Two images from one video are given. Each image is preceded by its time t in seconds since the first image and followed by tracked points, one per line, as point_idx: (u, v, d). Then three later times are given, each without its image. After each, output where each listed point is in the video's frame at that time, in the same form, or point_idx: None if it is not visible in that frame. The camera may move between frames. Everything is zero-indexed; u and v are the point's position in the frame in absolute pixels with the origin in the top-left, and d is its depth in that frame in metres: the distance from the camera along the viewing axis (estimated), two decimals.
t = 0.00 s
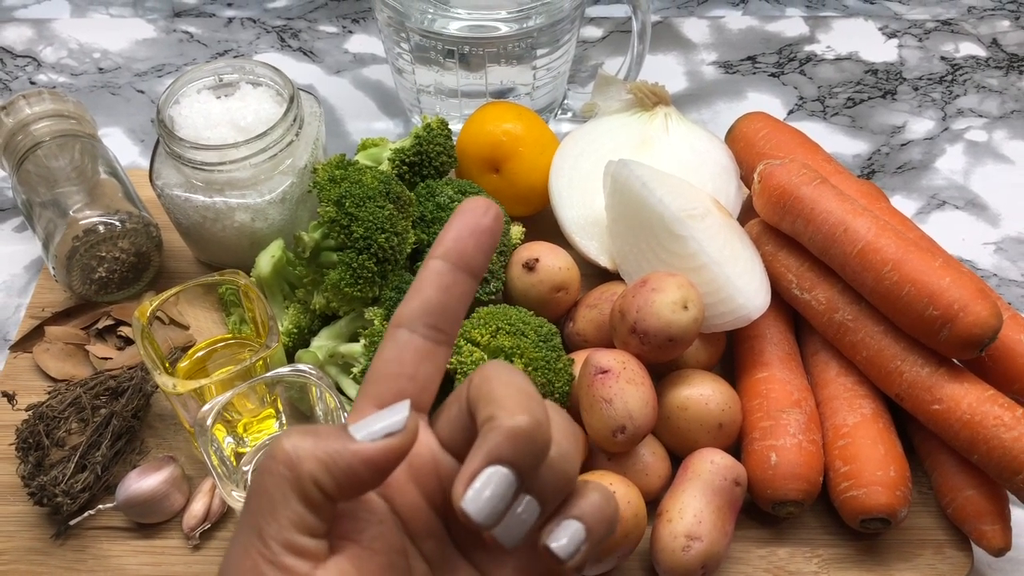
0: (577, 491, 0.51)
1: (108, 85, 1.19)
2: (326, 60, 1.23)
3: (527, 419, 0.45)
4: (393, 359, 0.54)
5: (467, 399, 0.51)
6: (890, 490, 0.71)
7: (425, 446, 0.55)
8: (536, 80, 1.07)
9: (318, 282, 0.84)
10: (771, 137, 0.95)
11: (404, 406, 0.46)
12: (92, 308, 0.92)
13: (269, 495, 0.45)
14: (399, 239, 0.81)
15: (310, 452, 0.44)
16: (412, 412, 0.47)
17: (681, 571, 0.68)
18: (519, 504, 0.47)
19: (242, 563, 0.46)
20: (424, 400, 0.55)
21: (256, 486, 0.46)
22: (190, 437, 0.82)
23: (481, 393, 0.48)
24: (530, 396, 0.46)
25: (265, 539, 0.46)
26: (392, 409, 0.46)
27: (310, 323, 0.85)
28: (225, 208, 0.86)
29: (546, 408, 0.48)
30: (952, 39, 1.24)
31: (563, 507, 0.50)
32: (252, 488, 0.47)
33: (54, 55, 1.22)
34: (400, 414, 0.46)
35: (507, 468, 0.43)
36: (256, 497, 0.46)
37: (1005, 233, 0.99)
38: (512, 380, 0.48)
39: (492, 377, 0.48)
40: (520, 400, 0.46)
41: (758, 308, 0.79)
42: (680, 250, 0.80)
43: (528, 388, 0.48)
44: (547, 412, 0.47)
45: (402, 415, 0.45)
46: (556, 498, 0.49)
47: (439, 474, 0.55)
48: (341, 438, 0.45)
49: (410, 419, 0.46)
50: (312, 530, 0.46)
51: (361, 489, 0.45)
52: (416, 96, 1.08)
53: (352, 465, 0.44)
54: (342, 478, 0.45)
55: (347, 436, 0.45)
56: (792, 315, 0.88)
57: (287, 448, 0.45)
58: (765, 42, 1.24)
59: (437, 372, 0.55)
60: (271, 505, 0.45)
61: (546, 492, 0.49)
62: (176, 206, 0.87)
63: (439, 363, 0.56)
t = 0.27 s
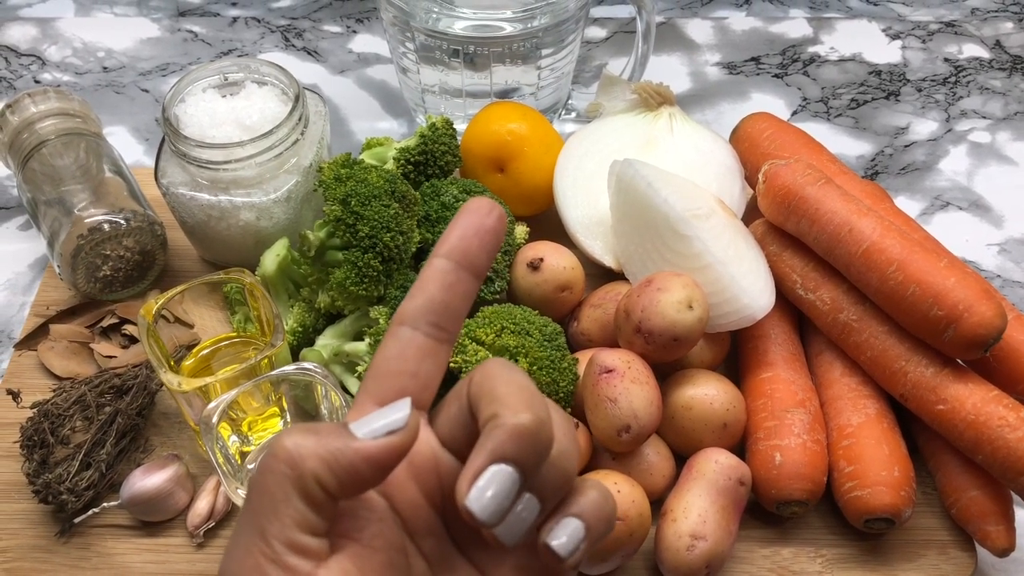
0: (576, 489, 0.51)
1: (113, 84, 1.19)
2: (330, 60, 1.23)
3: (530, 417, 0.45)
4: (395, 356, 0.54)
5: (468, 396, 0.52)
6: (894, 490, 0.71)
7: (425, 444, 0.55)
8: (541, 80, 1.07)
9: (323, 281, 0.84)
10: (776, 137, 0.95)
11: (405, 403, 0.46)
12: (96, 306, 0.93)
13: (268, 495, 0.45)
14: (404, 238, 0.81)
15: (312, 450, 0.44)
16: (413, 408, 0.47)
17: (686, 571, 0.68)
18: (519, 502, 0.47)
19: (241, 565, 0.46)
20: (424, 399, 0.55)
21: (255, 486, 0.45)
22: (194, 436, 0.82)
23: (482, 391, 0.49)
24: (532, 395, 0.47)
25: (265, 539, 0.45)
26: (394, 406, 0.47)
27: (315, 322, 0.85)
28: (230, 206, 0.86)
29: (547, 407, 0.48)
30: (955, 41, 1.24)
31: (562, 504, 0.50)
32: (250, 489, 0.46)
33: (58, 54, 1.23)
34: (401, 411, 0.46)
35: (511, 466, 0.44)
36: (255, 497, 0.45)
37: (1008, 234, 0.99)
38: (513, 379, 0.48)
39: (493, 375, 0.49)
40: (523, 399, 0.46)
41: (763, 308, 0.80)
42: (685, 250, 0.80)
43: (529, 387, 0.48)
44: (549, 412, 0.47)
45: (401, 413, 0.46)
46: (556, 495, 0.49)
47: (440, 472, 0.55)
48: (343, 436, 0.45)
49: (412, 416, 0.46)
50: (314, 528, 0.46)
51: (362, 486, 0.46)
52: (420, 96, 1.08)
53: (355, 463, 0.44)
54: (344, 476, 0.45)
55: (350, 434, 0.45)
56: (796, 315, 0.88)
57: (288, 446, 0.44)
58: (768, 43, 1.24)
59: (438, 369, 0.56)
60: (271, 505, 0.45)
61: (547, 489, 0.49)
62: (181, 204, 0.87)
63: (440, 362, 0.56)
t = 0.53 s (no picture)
0: (577, 487, 0.51)
1: (114, 84, 1.19)
2: (332, 60, 1.23)
3: (530, 415, 0.45)
4: (396, 355, 0.54)
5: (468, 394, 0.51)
6: (896, 491, 0.71)
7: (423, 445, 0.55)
8: (543, 81, 1.07)
9: (325, 281, 0.84)
10: (778, 138, 0.95)
11: (406, 402, 0.46)
12: (98, 306, 0.92)
13: (270, 494, 0.45)
14: (406, 238, 0.81)
15: (312, 449, 0.44)
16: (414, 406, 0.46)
17: (688, 572, 0.68)
18: (520, 501, 0.47)
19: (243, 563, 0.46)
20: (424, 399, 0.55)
21: (256, 484, 0.46)
22: (196, 436, 0.82)
23: (483, 390, 0.49)
24: (533, 393, 0.47)
25: (267, 538, 0.45)
26: (394, 404, 0.46)
27: (316, 322, 0.85)
28: (232, 206, 0.86)
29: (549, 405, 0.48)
30: (957, 42, 1.24)
31: (563, 503, 0.50)
32: (252, 487, 0.46)
33: (60, 54, 1.23)
34: (401, 409, 0.46)
35: (511, 465, 0.44)
36: (257, 495, 0.46)
37: (1010, 236, 0.99)
38: (515, 377, 0.48)
39: (494, 374, 0.48)
40: (524, 397, 0.46)
41: (765, 308, 0.80)
42: (687, 250, 0.80)
43: (531, 386, 0.48)
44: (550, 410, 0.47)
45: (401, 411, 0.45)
46: (557, 494, 0.49)
47: (440, 471, 0.54)
48: (342, 435, 0.45)
49: (411, 415, 0.45)
50: (315, 528, 0.47)
51: (362, 485, 0.45)
52: (422, 96, 1.08)
53: (353, 462, 0.44)
54: (344, 474, 0.45)
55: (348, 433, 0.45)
56: (798, 316, 0.88)
57: (288, 445, 0.45)
58: (770, 45, 1.24)
59: (439, 369, 0.55)
60: (273, 504, 0.45)
61: (549, 488, 0.48)
62: (183, 204, 0.87)
63: (441, 361, 0.56)
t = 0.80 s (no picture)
0: (577, 487, 0.51)
1: (114, 84, 1.19)
2: (331, 60, 1.23)
3: (531, 415, 0.45)
4: (398, 355, 0.54)
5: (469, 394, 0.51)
6: (896, 492, 0.71)
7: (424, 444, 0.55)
8: (543, 81, 1.07)
9: (324, 282, 0.84)
10: (778, 138, 0.95)
11: (406, 402, 0.46)
12: (97, 307, 0.92)
13: (270, 495, 0.45)
14: (405, 238, 0.81)
15: (313, 450, 0.44)
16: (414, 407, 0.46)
17: (687, 572, 0.68)
18: (521, 501, 0.47)
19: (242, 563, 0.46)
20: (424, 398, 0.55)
21: (256, 485, 0.45)
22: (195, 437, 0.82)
23: (484, 390, 0.49)
24: (534, 394, 0.47)
25: (267, 538, 0.45)
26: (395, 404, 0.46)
27: (316, 323, 0.84)
28: (232, 206, 0.86)
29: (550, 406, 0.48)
30: (956, 43, 1.24)
31: (564, 503, 0.50)
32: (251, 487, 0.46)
33: (59, 54, 1.23)
34: (401, 410, 0.46)
35: (511, 465, 0.43)
36: (256, 496, 0.45)
37: (1010, 236, 0.99)
38: (515, 377, 0.48)
39: (495, 374, 0.48)
40: (525, 397, 0.46)
41: (765, 309, 0.80)
42: (687, 251, 0.80)
43: (531, 386, 0.48)
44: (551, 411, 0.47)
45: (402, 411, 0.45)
46: (558, 494, 0.49)
47: (441, 471, 0.54)
48: (343, 435, 0.45)
49: (412, 416, 0.45)
50: (315, 528, 0.47)
51: (363, 485, 0.45)
52: (422, 97, 1.08)
53: (354, 462, 0.44)
54: (345, 475, 0.44)
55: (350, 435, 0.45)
56: (798, 317, 0.88)
57: (288, 445, 0.44)
58: (770, 45, 1.24)
59: (441, 369, 0.55)
60: (273, 505, 0.45)
61: (549, 489, 0.48)
62: (182, 204, 0.87)
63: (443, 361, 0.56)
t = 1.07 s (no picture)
0: (603, 490, 0.50)
1: (113, 83, 1.19)
2: (331, 59, 1.23)
3: (556, 417, 0.44)
4: (419, 352, 0.52)
5: (492, 394, 0.49)
6: (897, 491, 0.71)
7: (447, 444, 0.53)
8: (542, 80, 1.07)
9: (323, 281, 0.83)
10: (779, 137, 0.95)
11: (427, 401, 0.45)
12: (97, 306, 0.92)
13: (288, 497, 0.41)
14: (405, 237, 0.81)
15: (334, 449, 0.42)
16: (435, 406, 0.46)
17: (688, 572, 0.68)
18: (545, 503, 0.45)
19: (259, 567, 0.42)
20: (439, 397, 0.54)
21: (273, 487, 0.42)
22: (195, 436, 0.82)
23: (507, 389, 0.47)
24: (559, 395, 0.46)
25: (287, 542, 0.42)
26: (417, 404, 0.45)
27: (315, 322, 0.84)
28: (231, 206, 0.86)
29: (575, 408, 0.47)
30: (956, 41, 1.24)
31: (588, 505, 0.49)
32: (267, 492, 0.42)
33: (58, 53, 1.22)
34: (424, 409, 0.45)
35: (536, 467, 0.42)
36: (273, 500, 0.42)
37: (1010, 235, 0.99)
38: (540, 378, 0.47)
39: (519, 374, 0.47)
40: (550, 398, 0.45)
41: (765, 308, 0.79)
42: (687, 250, 0.80)
43: (556, 386, 0.47)
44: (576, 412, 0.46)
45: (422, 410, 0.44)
46: (584, 497, 0.48)
47: (464, 471, 0.53)
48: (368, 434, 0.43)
49: (433, 415, 0.45)
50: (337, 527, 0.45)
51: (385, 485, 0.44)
52: (421, 95, 1.08)
53: (377, 462, 0.42)
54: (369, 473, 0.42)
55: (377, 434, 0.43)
56: (798, 315, 0.88)
57: (309, 443, 0.41)
58: (770, 44, 1.24)
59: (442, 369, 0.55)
60: (293, 507, 0.42)
61: (572, 491, 0.47)
62: (181, 203, 0.87)
63: (464, 360, 0.53)
